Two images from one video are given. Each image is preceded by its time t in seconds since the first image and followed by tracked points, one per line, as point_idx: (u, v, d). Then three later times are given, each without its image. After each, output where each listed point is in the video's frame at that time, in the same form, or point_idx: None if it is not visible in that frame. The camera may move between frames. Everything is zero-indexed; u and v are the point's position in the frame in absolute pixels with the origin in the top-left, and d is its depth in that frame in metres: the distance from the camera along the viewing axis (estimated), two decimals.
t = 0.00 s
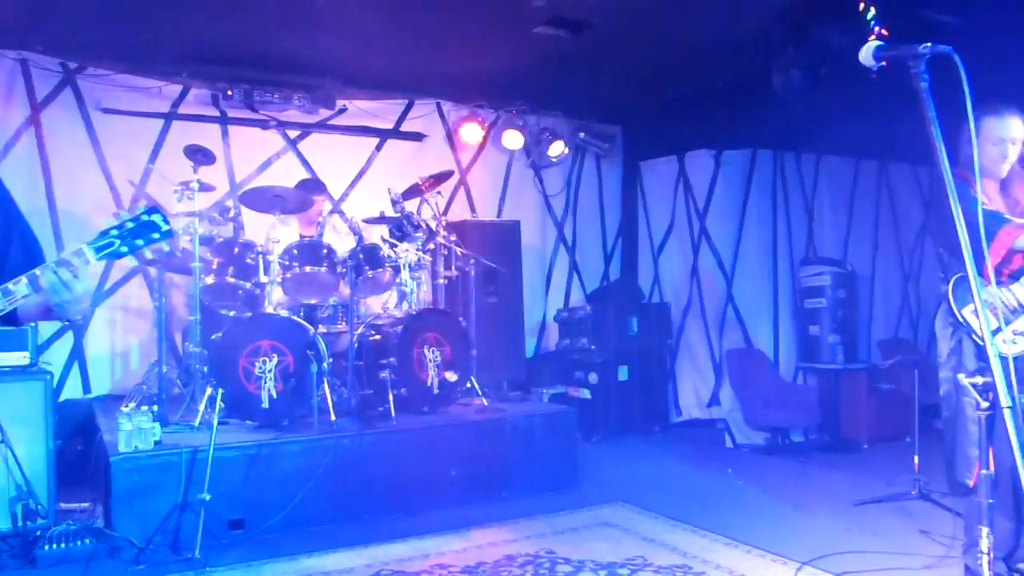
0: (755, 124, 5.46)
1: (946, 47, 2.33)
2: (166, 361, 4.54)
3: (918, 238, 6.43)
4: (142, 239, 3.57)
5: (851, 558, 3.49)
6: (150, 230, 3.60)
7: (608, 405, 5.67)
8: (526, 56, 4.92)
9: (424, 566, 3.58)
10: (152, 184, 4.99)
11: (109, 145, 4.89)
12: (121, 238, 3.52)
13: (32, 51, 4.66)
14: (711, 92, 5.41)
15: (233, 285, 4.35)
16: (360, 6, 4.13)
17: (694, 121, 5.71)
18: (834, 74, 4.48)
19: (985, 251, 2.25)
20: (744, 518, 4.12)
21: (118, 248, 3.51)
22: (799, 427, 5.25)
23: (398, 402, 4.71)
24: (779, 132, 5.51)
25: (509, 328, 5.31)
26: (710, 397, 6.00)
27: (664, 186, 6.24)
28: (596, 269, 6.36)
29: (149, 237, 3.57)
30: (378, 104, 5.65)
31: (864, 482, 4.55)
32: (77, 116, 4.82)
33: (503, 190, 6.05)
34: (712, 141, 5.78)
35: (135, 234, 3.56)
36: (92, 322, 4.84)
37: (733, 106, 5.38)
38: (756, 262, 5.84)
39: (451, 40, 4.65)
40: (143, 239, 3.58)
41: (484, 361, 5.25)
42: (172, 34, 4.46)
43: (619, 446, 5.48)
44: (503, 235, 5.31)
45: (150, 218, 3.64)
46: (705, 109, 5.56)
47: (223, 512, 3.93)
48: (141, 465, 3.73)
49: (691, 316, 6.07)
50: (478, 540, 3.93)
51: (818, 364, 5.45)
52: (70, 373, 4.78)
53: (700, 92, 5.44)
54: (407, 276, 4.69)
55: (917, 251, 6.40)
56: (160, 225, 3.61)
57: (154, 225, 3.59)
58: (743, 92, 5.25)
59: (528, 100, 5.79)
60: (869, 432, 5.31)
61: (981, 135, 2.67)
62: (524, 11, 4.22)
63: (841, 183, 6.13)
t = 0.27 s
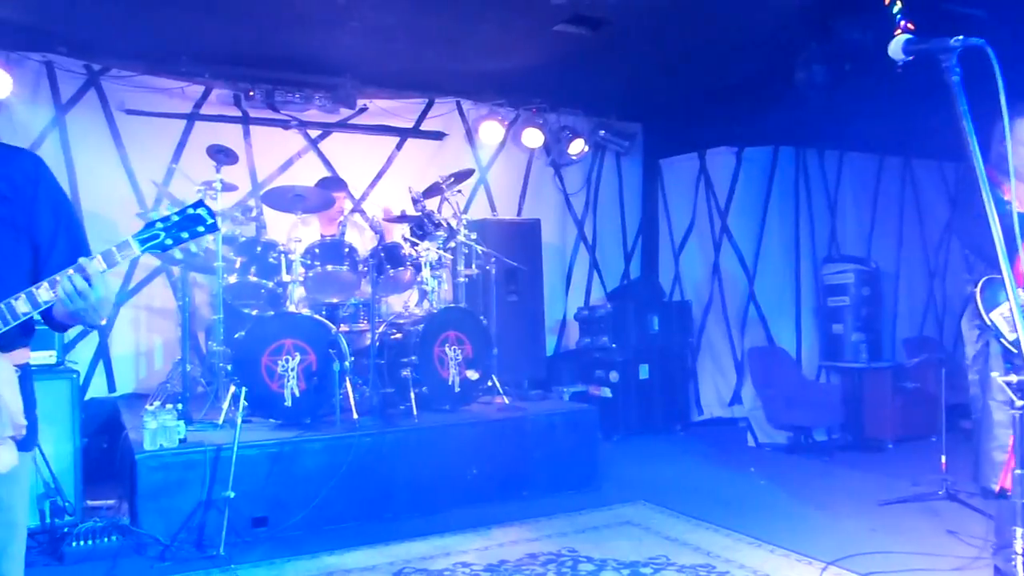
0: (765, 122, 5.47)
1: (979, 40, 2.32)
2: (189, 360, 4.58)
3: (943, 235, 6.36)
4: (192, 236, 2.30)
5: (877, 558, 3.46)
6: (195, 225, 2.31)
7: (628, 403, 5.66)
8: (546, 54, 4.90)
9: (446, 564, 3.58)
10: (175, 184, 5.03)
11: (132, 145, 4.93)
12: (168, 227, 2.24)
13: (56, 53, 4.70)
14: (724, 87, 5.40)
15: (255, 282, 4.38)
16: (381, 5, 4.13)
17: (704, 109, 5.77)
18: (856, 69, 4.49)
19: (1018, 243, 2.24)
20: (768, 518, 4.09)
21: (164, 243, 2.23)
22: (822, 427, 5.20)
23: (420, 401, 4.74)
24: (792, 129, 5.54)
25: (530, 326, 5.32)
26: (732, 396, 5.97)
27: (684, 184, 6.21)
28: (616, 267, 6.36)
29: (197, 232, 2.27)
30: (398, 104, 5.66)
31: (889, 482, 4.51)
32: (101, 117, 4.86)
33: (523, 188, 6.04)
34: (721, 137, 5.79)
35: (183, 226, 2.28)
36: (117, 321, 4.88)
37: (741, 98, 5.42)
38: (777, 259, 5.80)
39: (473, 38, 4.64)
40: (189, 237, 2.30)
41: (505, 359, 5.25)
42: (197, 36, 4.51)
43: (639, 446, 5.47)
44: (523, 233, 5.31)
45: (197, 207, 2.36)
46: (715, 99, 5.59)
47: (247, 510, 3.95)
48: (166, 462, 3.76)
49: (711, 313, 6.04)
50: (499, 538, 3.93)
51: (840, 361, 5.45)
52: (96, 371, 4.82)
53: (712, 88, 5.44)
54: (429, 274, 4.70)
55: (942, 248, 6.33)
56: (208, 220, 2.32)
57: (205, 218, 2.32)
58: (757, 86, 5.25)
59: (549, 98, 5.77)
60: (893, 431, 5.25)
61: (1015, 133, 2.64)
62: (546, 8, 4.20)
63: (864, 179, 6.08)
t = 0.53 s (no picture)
0: (796, 112, 5.43)
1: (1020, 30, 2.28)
2: (217, 359, 4.62)
3: (978, 233, 6.23)
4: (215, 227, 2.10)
5: (909, 560, 3.41)
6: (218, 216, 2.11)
7: (655, 401, 5.63)
8: (572, 51, 4.88)
9: (473, 563, 3.58)
10: (203, 184, 5.07)
11: (161, 146, 4.98)
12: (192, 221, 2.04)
13: (87, 55, 4.77)
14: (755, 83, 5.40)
15: (281, 282, 4.34)
16: (406, 4, 4.13)
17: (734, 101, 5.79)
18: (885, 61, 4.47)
19: None
20: (797, 517, 4.06)
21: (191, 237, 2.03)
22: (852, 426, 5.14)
23: (446, 399, 4.74)
24: (813, 127, 5.51)
25: (556, 325, 5.30)
26: (760, 394, 5.91)
27: (710, 181, 6.16)
28: (642, 265, 6.33)
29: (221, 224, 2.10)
30: (423, 103, 5.67)
31: (921, 483, 4.44)
32: (130, 118, 4.91)
33: (548, 185, 6.03)
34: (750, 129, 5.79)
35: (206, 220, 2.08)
36: (147, 320, 4.94)
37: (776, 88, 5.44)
38: (806, 256, 5.77)
39: (497, 36, 4.63)
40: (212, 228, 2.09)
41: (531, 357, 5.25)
42: (228, 37, 4.56)
43: (665, 445, 5.44)
44: (548, 231, 5.30)
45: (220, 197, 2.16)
46: (745, 92, 5.61)
47: (276, 507, 3.98)
48: (196, 460, 3.79)
49: (739, 310, 5.99)
50: (526, 537, 3.93)
51: (871, 360, 5.39)
52: (127, 370, 4.88)
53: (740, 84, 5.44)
54: (454, 274, 4.73)
55: (976, 245, 6.21)
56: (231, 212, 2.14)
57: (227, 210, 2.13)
58: (788, 78, 5.26)
59: (574, 95, 5.75)
60: (925, 431, 5.17)
61: None
62: (572, 6, 4.19)
63: (896, 175, 6.00)
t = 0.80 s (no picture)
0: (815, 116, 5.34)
1: None
2: (247, 355, 4.69)
3: (1014, 231, 6.11)
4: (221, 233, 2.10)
5: (944, 564, 3.36)
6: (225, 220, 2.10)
7: (682, 400, 5.62)
8: (598, 48, 4.85)
9: (501, 561, 3.59)
10: (233, 183, 5.11)
11: (191, 146, 5.04)
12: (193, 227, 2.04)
13: (120, 56, 4.83)
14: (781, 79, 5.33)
15: (311, 281, 4.28)
16: (432, 3, 4.13)
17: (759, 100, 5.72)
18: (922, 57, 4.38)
19: None
20: (827, 519, 4.01)
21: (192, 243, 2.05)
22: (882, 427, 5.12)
23: (473, 398, 4.75)
24: (842, 126, 5.42)
25: (583, 323, 5.29)
26: (789, 393, 5.87)
27: (739, 177, 6.10)
28: (669, 263, 6.30)
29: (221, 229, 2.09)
30: (450, 101, 5.67)
31: (955, 485, 4.37)
32: (162, 119, 4.97)
33: (575, 183, 6.01)
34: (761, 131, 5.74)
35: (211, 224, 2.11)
36: (178, 318, 4.99)
37: (802, 88, 5.36)
38: (836, 254, 5.75)
39: (524, 34, 4.61)
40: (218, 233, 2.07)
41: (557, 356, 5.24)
42: (257, 38, 4.59)
43: (693, 445, 5.41)
44: (576, 229, 5.29)
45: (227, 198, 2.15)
46: (773, 91, 5.53)
47: (305, 504, 4.01)
48: (226, 457, 3.83)
49: (767, 309, 5.92)
50: (553, 535, 3.92)
51: (904, 360, 5.32)
52: (158, 367, 4.95)
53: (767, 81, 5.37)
54: (481, 271, 4.74)
55: (1013, 243, 6.10)
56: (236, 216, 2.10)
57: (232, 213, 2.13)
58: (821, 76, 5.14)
59: (601, 93, 5.72)
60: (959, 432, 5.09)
61: None
62: (598, 3, 4.17)
63: (928, 173, 5.93)
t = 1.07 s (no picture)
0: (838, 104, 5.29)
1: None
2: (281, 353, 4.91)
3: None
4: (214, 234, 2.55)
5: (983, 567, 3.30)
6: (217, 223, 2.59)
7: (710, 399, 5.66)
8: (625, 46, 4.84)
9: (531, 561, 3.58)
10: (263, 185, 5.17)
11: (222, 149, 5.10)
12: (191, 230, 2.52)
13: (153, 60, 4.89)
14: (803, 71, 5.27)
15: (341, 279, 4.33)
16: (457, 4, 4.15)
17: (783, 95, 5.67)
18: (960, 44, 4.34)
19: None
20: (860, 519, 3.97)
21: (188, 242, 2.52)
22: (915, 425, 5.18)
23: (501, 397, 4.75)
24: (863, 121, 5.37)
25: (611, 322, 5.28)
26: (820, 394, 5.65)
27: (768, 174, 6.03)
28: (697, 262, 6.30)
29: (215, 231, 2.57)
30: (477, 101, 5.67)
31: (992, 486, 4.30)
32: (194, 122, 5.04)
33: (602, 183, 6.00)
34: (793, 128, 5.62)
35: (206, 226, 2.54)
36: (209, 318, 5.05)
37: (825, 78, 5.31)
38: (866, 251, 5.56)
39: (551, 33, 4.60)
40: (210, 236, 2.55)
41: (585, 355, 5.24)
42: (285, 41, 4.64)
43: (723, 444, 5.38)
44: (603, 228, 5.27)
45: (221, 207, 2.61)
46: (795, 84, 5.48)
47: (335, 503, 4.03)
48: (258, 456, 3.86)
49: (798, 308, 5.82)
50: (583, 535, 3.91)
51: (938, 359, 5.19)
52: (190, 367, 5.01)
53: (789, 75, 5.34)
54: (509, 270, 4.74)
55: None
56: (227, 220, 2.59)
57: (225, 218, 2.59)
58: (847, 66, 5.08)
59: (628, 91, 5.70)
60: (995, 432, 5.00)
61: None
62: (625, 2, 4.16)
63: (961, 166, 5.64)
